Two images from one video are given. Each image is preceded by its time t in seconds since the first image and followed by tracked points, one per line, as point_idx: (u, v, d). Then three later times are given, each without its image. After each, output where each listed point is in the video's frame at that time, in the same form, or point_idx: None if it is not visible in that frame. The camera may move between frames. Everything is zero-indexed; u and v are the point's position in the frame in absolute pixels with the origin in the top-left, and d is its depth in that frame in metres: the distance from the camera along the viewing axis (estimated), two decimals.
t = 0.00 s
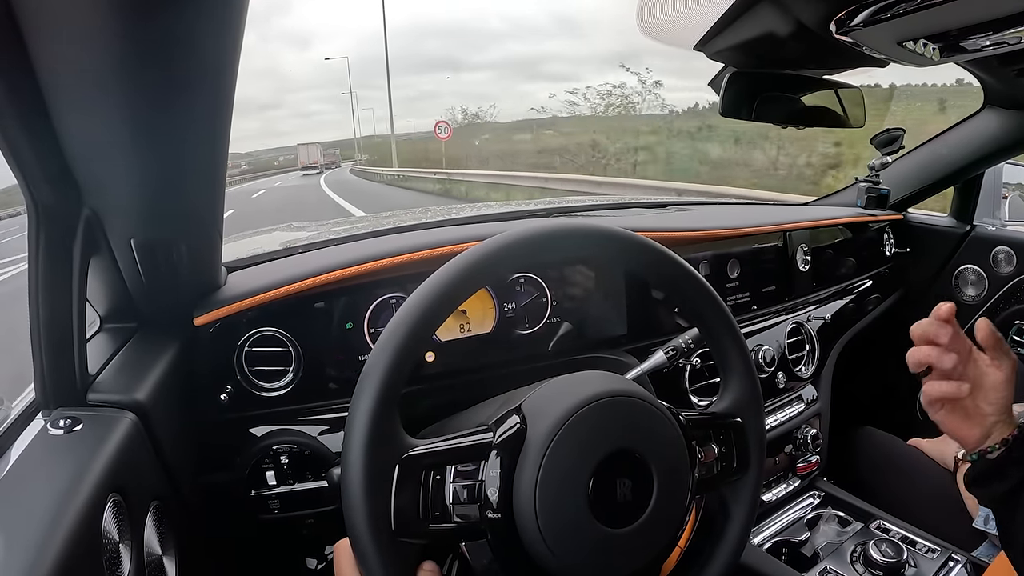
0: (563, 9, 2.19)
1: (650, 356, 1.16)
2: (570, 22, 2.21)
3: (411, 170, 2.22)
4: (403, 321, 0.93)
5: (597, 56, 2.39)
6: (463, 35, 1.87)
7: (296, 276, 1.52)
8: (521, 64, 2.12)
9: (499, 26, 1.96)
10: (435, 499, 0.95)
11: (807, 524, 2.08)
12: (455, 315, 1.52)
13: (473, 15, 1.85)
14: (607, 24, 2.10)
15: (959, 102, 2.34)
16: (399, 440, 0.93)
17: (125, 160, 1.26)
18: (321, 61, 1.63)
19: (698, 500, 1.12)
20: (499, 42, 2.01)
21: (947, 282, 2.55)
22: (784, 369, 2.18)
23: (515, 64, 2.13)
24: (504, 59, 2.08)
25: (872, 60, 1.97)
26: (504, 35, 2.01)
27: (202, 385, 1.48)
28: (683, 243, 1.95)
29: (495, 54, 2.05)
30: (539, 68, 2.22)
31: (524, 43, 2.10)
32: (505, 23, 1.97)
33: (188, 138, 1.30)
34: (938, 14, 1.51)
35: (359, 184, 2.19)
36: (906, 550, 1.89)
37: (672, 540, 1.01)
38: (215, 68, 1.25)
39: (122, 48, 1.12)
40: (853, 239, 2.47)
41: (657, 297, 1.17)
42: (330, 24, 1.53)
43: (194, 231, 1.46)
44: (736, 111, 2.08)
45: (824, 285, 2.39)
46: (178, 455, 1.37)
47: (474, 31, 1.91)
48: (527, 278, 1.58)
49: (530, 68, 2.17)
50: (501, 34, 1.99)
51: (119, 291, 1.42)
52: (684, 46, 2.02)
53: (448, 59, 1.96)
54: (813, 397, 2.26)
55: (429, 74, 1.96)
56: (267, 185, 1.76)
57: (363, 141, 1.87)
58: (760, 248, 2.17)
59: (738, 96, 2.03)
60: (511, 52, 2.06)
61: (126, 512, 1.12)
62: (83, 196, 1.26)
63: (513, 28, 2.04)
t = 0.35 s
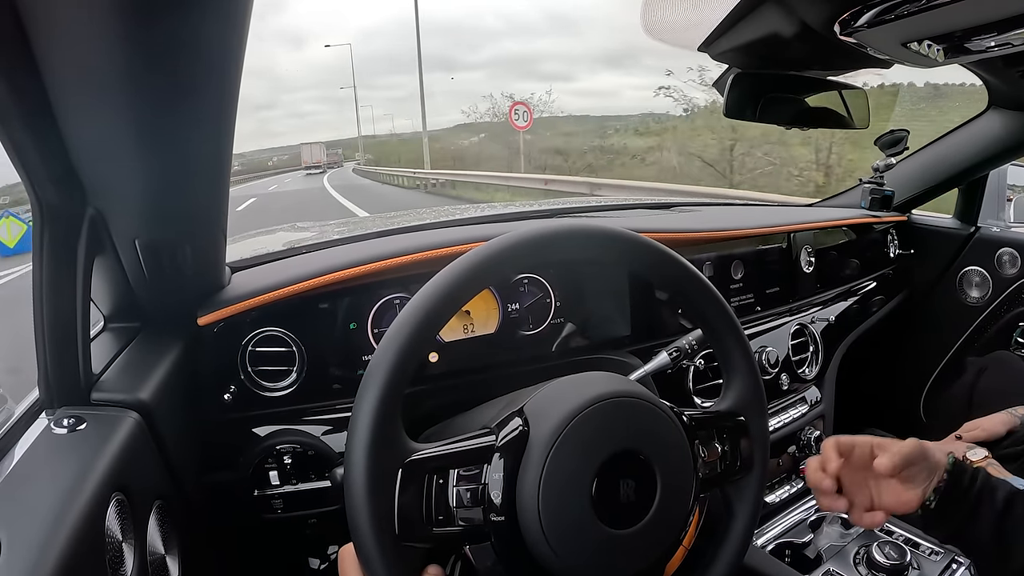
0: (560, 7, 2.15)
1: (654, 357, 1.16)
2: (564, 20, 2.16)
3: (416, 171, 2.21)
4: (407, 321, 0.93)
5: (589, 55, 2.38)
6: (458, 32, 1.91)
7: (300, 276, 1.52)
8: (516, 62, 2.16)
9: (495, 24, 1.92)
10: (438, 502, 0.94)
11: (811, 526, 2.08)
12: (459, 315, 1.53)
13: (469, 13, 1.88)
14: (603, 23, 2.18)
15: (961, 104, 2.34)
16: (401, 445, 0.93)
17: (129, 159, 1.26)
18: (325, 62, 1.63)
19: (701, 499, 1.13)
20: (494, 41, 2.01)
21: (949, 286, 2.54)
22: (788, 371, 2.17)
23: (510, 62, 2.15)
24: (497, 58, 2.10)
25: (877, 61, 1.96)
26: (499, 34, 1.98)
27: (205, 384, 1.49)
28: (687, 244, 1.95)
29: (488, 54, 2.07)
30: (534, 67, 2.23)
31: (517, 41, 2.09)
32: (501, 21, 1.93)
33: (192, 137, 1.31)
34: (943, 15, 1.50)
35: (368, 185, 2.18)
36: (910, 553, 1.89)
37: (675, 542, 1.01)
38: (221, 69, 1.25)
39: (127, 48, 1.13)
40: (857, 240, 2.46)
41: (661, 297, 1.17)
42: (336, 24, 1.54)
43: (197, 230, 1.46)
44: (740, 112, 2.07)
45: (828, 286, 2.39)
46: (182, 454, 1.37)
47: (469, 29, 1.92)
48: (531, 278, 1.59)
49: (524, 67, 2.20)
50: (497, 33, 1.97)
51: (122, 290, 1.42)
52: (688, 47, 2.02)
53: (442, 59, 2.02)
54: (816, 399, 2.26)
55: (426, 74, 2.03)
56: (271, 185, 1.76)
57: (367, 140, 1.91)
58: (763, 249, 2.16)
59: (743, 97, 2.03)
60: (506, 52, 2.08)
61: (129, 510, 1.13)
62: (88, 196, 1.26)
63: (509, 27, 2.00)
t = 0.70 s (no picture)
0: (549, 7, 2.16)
1: (654, 359, 1.15)
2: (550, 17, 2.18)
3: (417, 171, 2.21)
4: (407, 322, 0.93)
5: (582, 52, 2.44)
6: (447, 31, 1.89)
7: (300, 277, 1.52)
8: (507, 61, 2.18)
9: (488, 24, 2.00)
10: (438, 505, 0.94)
11: (811, 528, 2.08)
12: (459, 317, 1.53)
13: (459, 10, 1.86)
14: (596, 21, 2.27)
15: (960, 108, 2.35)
16: (401, 447, 0.93)
17: (130, 160, 1.26)
18: (322, 60, 1.63)
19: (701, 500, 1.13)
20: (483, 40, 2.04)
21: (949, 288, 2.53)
22: (788, 373, 2.17)
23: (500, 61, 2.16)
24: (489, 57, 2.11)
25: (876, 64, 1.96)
26: (492, 33, 2.05)
27: (205, 385, 1.49)
28: (687, 246, 1.95)
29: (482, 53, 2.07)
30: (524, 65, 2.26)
31: (510, 41, 2.14)
32: (493, 19, 2.01)
33: (192, 138, 1.31)
34: (942, 17, 1.51)
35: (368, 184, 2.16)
36: (909, 555, 1.88)
37: (675, 544, 1.01)
38: (222, 69, 1.25)
39: (127, 49, 1.13)
40: (857, 242, 2.46)
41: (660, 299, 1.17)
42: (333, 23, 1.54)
43: (197, 231, 1.46)
44: (739, 114, 2.09)
45: (828, 288, 2.39)
46: (181, 455, 1.37)
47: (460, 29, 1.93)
48: (530, 280, 1.59)
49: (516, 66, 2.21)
50: (490, 32, 2.04)
51: (122, 291, 1.42)
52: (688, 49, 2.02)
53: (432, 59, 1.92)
54: (816, 401, 2.26)
55: (417, 74, 1.89)
56: (270, 186, 1.77)
57: (367, 139, 1.88)
58: (763, 252, 2.17)
59: (742, 100, 2.04)
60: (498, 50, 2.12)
61: (128, 511, 1.12)
62: (87, 198, 1.26)
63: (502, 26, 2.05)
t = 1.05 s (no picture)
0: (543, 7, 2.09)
1: (654, 358, 1.16)
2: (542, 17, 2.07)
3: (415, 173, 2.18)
4: (407, 323, 0.93)
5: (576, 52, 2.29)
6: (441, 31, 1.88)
7: (300, 277, 1.52)
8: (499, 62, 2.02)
9: (479, 22, 1.93)
10: (438, 505, 0.95)
11: (811, 528, 2.08)
12: (459, 317, 1.53)
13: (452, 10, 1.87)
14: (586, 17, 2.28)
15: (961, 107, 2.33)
16: (401, 448, 0.93)
17: (130, 161, 1.26)
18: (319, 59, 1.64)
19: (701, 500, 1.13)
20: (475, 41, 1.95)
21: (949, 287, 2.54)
22: (788, 372, 2.17)
23: (494, 62, 2.02)
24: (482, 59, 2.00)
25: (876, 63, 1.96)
26: (485, 33, 1.96)
27: (206, 385, 1.49)
28: (687, 246, 1.95)
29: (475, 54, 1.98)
30: (516, 67, 2.10)
31: (502, 40, 2.03)
32: (485, 19, 1.94)
33: (192, 138, 1.31)
34: (941, 17, 1.51)
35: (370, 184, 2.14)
36: (910, 555, 1.88)
37: (676, 543, 1.01)
38: (222, 69, 1.25)
39: (128, 49, 1.13)
40: (857, 241, 2.46)
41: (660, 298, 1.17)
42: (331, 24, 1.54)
43: (197, 231, 1.46)
44: (740, 114, 2.10)
45: (827, 288, 2.39)
46: (181, 455, 1.37)
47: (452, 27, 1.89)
48: (531, 279, 1.59)
49: (508, 67, 2.05)
50: (483, 31, 1.95)
51: (122, 291, 1.42)
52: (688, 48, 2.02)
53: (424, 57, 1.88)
54: (816, 401, 2.26)
55: (407, 73, 1.88)
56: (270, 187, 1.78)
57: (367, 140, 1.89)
58: (763, 251, 2.16)
59: (744, 99, 2.05)
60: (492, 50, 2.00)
61: (128, 512, 1.12)
62: (88, 198, 1.26)
63: (494, 26, 2.00)
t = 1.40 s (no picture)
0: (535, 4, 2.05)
1: (653, 357, 1.16)
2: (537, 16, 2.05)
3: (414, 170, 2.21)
4: (408, 320, 0.93)
5: (566, 52, 2.23)
6: (432, 30, 1.85)
7: (299, 275, 1.52)
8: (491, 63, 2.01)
9: (470, 21, 1.90)
10: (437, 503, 0.94)
11: (810, 526, 2.08)
12: (459, 315, 1.53)
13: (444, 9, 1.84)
14: (583, 20, 2.22)
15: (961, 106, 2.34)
16: (400, 446, 0.93)
17: (130, 159, 1.26)
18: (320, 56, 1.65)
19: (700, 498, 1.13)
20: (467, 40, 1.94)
21: (949, 286, 2.55)
22: (788, 371, 2.17)
23: (485, 61, 2.02)
24: (472, 57, 2.00)
25: (875, 62, 1.96)
26: (475, 32, 1.94)
27: (205, 385, 1.49)
28: (686, 244, 1.95)
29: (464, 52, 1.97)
30: (509, 66, 2.06)
31: (494, 39, 1.99)
32: (478, 18, 1.91)
33: (192, 136, 1.31)
34: (941, 15, 1.51)
35: (368, 183, 2.19)
36: (909, 553, 1.89)
37: (674, 542, 1.01)
38: (222, 66, 1.25)
39: (128, 46, 1.13)
40: (857, 240, 2.46)
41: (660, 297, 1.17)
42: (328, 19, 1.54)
43: (197, 230, 1.46)
44: (740, 112, 2.07)
45: (827, 286, 2.39)
46: (181, 453, 1.37)
47: (445, 27, 1.87)
48: (530, 278, 1.59)
49: (499, 67, 2.04)
50: (474, 31, 1.93)
51: (122, 289, 1.42)
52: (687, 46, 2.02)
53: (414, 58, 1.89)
54: (816, 399, 2.25)
55: (398, 74, 1.90)
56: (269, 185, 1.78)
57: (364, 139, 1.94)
58: (763, 249, 2.16)
59: (742, 98, 2.04)
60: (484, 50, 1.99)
61: (128, 510, 1.12)
62: (88, 196, 1.26)
63: (485, 26, 1.96)
